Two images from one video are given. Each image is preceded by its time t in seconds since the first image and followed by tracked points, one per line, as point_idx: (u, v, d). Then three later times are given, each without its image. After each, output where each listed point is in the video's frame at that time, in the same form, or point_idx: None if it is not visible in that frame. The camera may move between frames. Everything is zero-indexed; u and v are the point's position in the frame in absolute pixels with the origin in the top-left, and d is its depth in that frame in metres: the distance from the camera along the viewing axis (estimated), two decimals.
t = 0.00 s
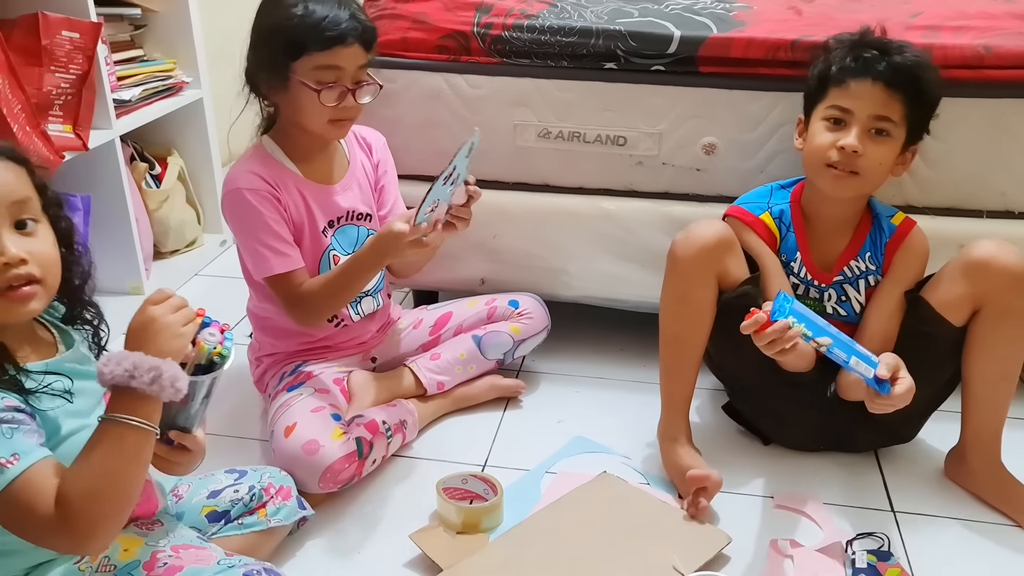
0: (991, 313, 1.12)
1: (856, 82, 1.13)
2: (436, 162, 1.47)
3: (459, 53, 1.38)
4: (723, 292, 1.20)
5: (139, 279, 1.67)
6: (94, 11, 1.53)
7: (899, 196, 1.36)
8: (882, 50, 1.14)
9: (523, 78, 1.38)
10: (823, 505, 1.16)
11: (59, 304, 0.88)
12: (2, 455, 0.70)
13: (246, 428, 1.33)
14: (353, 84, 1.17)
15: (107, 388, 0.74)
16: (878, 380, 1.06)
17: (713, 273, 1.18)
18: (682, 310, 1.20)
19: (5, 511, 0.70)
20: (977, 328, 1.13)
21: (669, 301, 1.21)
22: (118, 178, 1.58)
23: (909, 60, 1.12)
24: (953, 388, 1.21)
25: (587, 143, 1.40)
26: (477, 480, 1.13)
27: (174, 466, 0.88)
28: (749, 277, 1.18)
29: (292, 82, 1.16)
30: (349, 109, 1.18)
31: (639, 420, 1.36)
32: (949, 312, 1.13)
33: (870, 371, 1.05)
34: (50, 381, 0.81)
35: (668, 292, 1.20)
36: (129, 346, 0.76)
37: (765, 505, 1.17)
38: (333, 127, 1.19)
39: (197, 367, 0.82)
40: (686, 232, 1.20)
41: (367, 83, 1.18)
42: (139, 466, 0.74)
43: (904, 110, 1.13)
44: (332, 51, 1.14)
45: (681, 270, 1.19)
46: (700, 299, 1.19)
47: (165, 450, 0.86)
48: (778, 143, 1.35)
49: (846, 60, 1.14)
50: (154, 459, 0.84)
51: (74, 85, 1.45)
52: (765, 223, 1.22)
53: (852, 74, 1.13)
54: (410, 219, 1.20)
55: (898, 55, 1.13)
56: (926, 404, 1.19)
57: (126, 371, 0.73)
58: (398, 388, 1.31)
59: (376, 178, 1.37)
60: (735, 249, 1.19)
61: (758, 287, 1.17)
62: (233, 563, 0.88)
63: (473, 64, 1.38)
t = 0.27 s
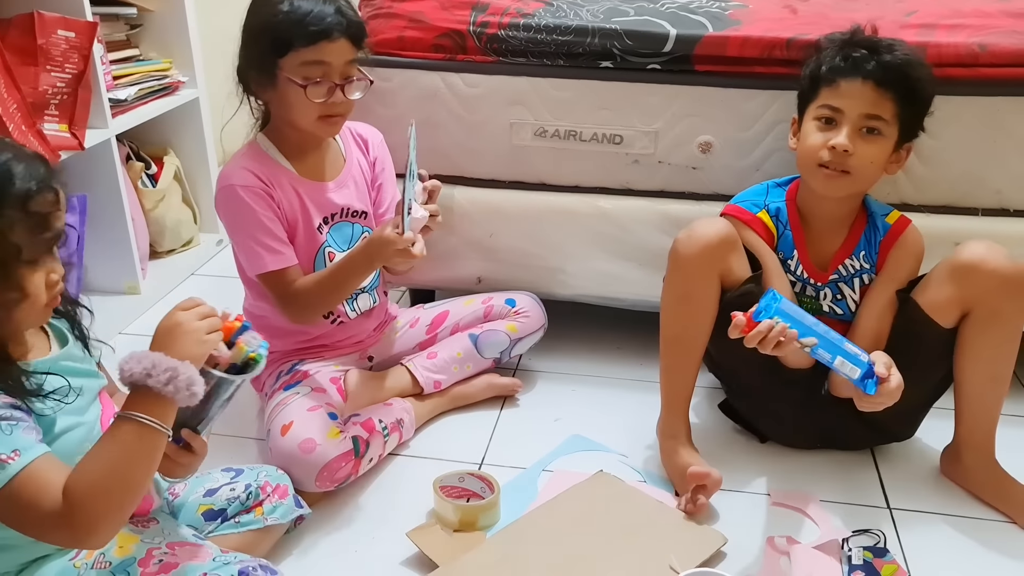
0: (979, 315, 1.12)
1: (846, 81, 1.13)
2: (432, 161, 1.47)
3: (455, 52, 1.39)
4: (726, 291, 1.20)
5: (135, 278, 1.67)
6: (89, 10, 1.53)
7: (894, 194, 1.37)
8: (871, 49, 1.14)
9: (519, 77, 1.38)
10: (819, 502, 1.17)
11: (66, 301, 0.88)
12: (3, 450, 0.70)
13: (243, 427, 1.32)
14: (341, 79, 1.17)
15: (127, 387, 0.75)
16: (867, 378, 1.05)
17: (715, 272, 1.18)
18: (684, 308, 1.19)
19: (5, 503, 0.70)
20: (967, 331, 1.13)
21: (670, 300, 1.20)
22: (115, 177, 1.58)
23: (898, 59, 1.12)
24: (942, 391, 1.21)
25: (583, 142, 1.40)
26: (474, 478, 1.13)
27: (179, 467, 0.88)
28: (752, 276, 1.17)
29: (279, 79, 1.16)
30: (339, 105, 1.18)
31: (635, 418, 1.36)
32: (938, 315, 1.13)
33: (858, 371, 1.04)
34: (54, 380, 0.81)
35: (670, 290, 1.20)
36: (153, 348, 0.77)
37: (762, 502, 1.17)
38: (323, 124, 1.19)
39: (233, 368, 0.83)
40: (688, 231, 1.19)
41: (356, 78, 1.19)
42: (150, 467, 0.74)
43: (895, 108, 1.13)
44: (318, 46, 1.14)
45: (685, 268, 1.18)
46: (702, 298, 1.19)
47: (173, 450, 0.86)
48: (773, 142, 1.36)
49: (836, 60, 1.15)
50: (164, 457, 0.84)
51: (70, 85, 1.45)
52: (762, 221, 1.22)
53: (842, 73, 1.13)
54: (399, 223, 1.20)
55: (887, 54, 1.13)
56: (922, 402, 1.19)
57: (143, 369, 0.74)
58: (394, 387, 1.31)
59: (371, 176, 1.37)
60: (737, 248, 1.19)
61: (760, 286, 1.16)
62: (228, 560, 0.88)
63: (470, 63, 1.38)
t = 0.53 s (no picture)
0: (981, 309, 1.12)
1: (831, 83, 1.13)
2: (429, 161, 1.47)
3: (452, 52, 1.38)
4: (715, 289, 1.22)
5: (131, 279, 1.66)
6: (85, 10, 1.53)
7: (891, 194, 1.37)
8: (855, 50, 1.14)
9: (516, 77, 1.38)
10: (816, 502, 1.17)
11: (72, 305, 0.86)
12: (13, 449, 0.70)
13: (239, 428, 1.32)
14: (320, 58, 1.19)
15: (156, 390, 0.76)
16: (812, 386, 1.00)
17: (705, 268, 1.20)
18: (676, 306, 1.20)
19: (18, 506, 0.70)
20: (969, 325, 1.14)
21: (663, 300, 1.21)
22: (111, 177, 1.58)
23: (883, 59, 1.12)
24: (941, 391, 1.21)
25: (580, 142, 1.40)
26: (471, 479, 1.13)
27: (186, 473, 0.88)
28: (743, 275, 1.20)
29: (259, 61, 1.19)
30: (320, 86, 1.19)
31: (632, 418, 1.36)
32: (941, 309, 1.13)
33: (797, 394, 1.01)
34: (56, 385, 0.81)
35: (663, 288, 1.21)
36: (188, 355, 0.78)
37: (759, 502, 1.17)
38: (305, 107, 1.21)
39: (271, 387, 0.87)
40: (679, 229, 1.21)
41: (337, 58, 1.21)
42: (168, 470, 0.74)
43: (882, 107, 1.13)
44: (293, 24, 1.17)
45: (675, 267, 1.19)
46: (693, 295, 1.20)
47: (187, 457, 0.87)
48: (770, 142, 1.36)
49: (820, 62, 1.15)
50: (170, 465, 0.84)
51: (66, 85, 1.44)
52: (758, 222, 1.22)
53: (826, 75, 1.13)
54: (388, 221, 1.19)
55: (872, 54, 1.13)
56: (918, 402, 1.20)
57: (176, 370, 0.74)
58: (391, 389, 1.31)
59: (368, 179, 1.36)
60: (727, 245, 1.21)
61: (750, 286, 1.19)
62: (228, 563, 0.87)
63: (466, 63, 1.38)
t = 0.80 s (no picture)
0: (983, 302, 1.13)
1: (805, 87, 1.13)
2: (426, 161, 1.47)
3: (449, 52, 1.39)
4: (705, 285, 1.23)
5: (129, 279, 1.66)
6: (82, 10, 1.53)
7: (887, 193, 1.37)
8: (823, 53, 1.14)
9: (512, 77, 1.38)
10: (813, 501, 1.17)
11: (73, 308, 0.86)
12: (23, 449, 0.70)
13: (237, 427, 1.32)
14: (321, 44, 1.20)
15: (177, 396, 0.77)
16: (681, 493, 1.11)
17: (695, 261, 1.20)
18: (666, 300, 1.21)
19: (30, 505, 0.70)
20: (970, 318, 1.14)
21: (655, 295, 1.22)
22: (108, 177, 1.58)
23: (851, 59, 1.11)
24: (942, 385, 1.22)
25: (576, 141, 1.41)
26: (468, 478, 1.13)
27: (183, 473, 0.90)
28: (731, 273, 1.20)
29: (266, 51, 1.21)
30: (321, 70, 1.20)
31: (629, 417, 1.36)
32: (944, 301, 1.14)
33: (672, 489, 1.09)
34: (58, 385, 0.82)
35: (654, 285, 1.22)
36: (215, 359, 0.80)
37: (756, 500, 1.17)
38: (308, 92, 1.22)
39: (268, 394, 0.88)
40: (669, 225, 1.21)
41: (338, 44, 1.22)
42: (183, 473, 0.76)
43: (858, 107, 1.11)
44: (292, 15, 1.19)
45: (668, 262, 1.20)
46: (685, 288, 1.21)
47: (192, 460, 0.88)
48: (766, 141, 1.36)
49: (795, 67, 1.15)
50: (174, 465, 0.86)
51: (63, 85, 1.44)
52: (752, 224, 1.22)
53: (799, 81, 1.14)
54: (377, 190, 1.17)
55: (839, 55, 1.12)
56: (916, 399, 1.21)
57: (209, 379, 0.76)
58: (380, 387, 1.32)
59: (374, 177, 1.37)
60: (716, 242, 1.21)
61: (739, 284, 1.20)
62: (229, 565, 0.87)
63: (463, 63, 1.38)
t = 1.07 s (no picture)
0: (981, 300, 1.13)
1: (797, 90, 1.14)
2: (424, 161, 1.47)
3: (447, 52, 1.39)
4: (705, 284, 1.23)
5: (127, 279, 1.66)
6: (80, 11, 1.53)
7: (885, 192, 1.37)
8: (813, 55, 1.14)
9: (511, 77, 1.38)
10: (811, 501, 1.17)
11: (76, 311, 0.86)
12: (26, 448, 0.70)
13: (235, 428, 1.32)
14: (320, 53, 1.27)
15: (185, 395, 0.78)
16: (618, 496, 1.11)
17: (696, 260, 1.21)
18: (666, 299, 1.22)
19: (33, 504, 0.70)
20: (969, 317, 1.14)
21: (654, 295, 1.22)
22: (106, 178, 1.58)
23: (841, 60, 1.11)
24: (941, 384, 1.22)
25: (575, 141, 1.41)
26: (466, 478, 1.13)
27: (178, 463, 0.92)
28: (731, 273, 1.21)
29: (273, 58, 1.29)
30: (321, 79, 1.27)
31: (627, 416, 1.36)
32: (942, 300, 1.14)
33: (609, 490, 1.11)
34: (59, 387, 0.82)
35: (654, 284, 1.22)
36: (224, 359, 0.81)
37: (754, 500, 1.17)
38: (311, 98, 1.29)
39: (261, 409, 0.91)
40: (669, 224, 1.22)
41: (338, 53, 1.28)
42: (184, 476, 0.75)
43: (850, 107, 1.11)
44: (294, 24, 1.25)
45: (668, 261, 1.20)
46: (686, 288, 1.21)
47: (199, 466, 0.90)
48: (763, 141, 1.36)
49: (787, 70, 1.16)
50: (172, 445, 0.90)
51: (61, 85, 1.44)
52: (751, 223, 1.22)
53: (791, 84, 1.14)
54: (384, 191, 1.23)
55: (829, 57, 1.12)
56: (915, 398, 1.21)
57: (217, 377, 0.77)
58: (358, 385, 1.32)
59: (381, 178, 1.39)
60: (716, 240, 1.22)
61: (738, 283, 1.21)
62: (230, 567, 0.88)
63: (462, 63, 1.38)
